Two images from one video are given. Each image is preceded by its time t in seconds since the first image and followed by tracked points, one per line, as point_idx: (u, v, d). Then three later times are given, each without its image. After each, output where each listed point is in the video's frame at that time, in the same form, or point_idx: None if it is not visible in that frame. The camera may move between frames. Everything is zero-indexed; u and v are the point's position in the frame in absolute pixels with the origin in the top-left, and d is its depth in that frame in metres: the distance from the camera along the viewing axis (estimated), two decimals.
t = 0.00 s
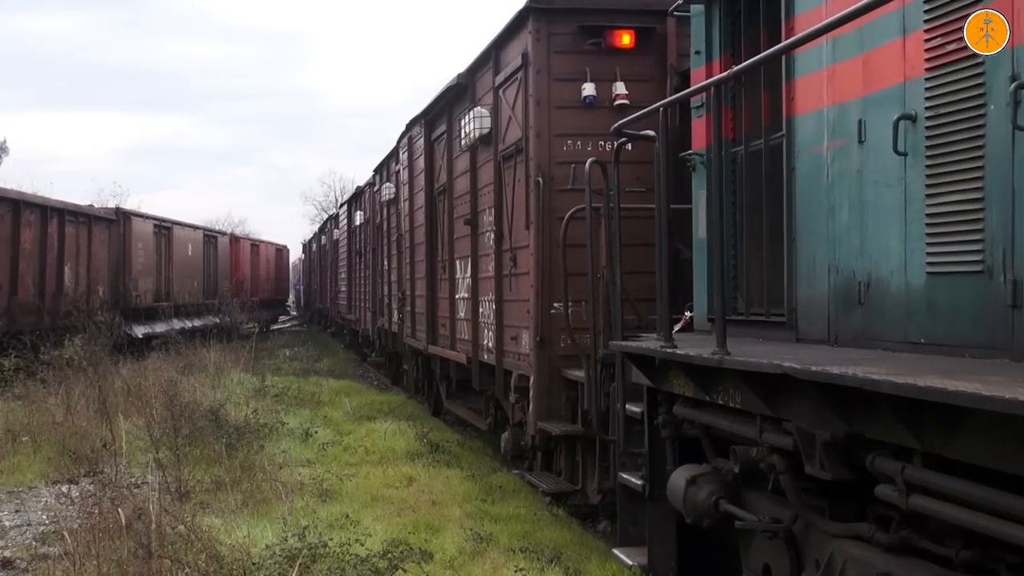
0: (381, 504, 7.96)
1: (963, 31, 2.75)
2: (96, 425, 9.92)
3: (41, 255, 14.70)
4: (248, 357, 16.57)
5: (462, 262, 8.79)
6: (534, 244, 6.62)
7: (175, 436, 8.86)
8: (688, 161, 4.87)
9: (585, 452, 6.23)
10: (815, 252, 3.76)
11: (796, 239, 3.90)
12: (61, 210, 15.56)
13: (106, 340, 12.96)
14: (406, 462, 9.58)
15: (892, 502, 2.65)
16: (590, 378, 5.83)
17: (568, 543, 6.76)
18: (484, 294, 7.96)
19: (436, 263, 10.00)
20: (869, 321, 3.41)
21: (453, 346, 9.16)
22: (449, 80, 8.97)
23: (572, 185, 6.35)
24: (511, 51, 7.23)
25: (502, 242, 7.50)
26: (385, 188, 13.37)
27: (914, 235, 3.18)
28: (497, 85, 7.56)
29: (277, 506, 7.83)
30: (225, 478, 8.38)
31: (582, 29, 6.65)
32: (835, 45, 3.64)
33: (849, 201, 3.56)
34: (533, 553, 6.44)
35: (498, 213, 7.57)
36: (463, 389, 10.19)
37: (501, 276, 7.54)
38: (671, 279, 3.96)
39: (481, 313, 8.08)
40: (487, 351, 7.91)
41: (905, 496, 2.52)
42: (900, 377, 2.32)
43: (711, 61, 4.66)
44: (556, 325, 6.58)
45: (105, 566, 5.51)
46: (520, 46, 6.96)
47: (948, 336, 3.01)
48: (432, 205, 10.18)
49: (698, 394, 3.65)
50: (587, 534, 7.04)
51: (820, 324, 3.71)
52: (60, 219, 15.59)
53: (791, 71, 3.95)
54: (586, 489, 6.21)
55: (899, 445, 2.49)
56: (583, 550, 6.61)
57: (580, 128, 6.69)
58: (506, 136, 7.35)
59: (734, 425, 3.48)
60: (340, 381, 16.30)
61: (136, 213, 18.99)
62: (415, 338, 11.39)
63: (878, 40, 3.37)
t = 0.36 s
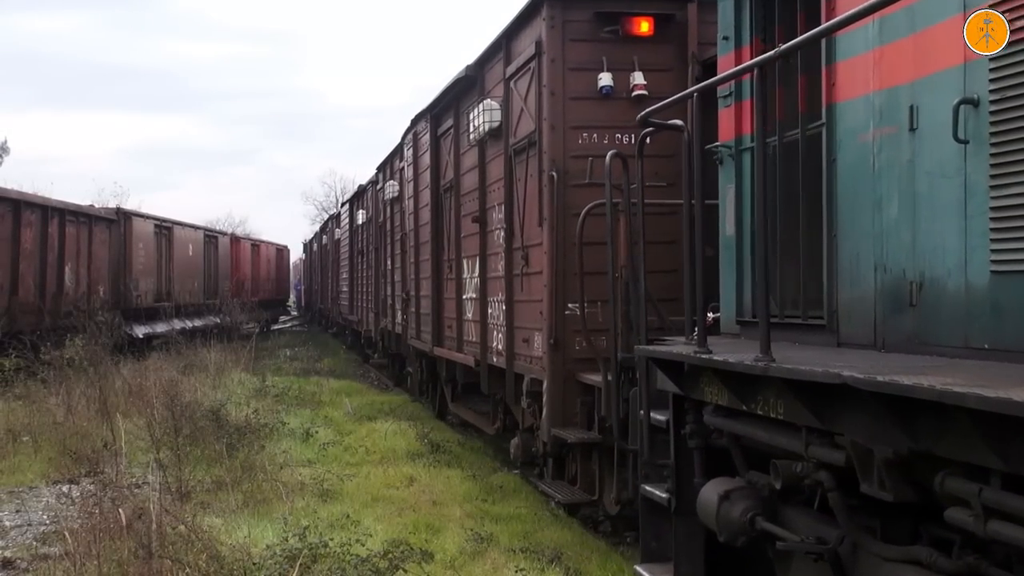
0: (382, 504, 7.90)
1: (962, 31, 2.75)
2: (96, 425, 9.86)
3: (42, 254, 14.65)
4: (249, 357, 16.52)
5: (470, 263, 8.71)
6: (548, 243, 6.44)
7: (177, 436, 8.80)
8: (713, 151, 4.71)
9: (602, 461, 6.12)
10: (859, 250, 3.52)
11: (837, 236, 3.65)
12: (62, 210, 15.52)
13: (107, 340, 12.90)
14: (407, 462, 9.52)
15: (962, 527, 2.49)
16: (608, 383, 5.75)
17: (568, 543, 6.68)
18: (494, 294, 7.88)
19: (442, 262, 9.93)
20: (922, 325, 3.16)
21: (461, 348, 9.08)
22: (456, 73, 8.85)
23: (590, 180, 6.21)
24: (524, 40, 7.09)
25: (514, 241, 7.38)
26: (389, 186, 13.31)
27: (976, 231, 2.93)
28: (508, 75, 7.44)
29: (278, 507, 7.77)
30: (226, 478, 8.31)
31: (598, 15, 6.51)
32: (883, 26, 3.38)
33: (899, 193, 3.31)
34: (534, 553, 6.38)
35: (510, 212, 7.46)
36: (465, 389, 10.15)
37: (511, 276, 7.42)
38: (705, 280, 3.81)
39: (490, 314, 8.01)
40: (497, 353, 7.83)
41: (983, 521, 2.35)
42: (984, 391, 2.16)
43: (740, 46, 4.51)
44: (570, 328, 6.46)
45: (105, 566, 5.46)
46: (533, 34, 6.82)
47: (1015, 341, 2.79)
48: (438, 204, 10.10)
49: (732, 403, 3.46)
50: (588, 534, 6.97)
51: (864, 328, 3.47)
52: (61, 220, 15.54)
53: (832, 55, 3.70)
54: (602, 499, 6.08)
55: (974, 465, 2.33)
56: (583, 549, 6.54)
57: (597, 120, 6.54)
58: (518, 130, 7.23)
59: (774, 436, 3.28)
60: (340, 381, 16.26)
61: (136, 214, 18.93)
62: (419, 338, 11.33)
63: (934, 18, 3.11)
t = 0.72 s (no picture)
0: (382, 504, 7.87)
1: (966, 31, 3.06)
2: (97, 425, 9.83)
3: (43, 254, 14.61)
4: (250, 358, 16.52)
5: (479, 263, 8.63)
6: (564, 241, 6.24)
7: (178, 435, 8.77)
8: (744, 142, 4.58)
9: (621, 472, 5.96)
10: (911, 246, 3.37)
11: (886, 232, 3.49)
12: (64, 210, 15.50)
13: (108, 340, 12.87)
14: (408, 462, 9.49)
15: None
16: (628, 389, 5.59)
17: (569, 543, 6.65)
18: (505, 295, 7.79)
19: (449, 260, 9.88)
20: (984, 329, 3.02)
21: (470, 350, 9.01)
22: (464, 65, 8.76)
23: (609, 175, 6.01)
24: (537, 29, 6.91)
25: (528, 240, 7.21)
26: (393, 183, 13.26)
27: None
28: (520, 66, 7.29)
29: (279, 507, 7.74)
30: (227, 478, 8.27)
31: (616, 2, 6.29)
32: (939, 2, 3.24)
33: (959, 184, 3.16)
34: (535, 553, 6.35)
35: (521, 210, 7.33)
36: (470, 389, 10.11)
37: (523, 278, 7.32)
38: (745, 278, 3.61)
39: (500, 315, 7.94)
40: (507, 356, 7.75)
41: None
42: None
43: (773, 30, 4.37)
44: (587, 330, 6.28)
45: (106, 566, 5.44)
46: (548, 22, 6.60)
47: None
48: (445, 202, 10.05)
49: (775, 414, 3.28)
50: (590, 533, 6.94)
51: (916, 331, 3.32)
52: (63, 220, 15.53)
53: (879, 37, 3.55)
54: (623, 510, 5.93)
55: None
56: (584, 549, 6.50)
57: (614, 110, 6.34)
58: (531, 123, 7.08)
59: (823, 450, 3.10)
60: (341, 381, 16.24)
61: (137, 213, 18.89)
62: (424, 338, 11.29)
63: None
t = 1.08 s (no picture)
0: (383, 504, 7.88)
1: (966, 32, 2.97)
2: (98, 425, 9.85)
3: (43, 254, 14.63)
4: (250, 357, 16.56)
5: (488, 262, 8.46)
6: (580, 238, 5.93)
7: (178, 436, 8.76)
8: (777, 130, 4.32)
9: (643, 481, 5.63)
10: (972, 243, 3.06)
11: (942, 228, 3.18)
12: (65, 210, 15.51)
13: (109, 341, 12.89)
14: (409, 462, 9.50)
15: None
16: (651, 394, 5.30)
17: (569, 543, 6.66)
18: (515, 295, 7.57)
19: (456, 259, 9.81)
20: None
21: (478, 352, 8.86)
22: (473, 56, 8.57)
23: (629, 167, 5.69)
24: (551, 17, 6.60)
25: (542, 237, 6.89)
26: (398, 181, 13.24)
27: None
28: (532, 56, 7.01)
29: (279, 507, 7.75)
30: (227, 478, 8.28)
31: None
32: None
33: None
34: (536, 553, 6.35)
35: (534, 206, 7.01)
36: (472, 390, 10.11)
37: (535, 276, 7.04)
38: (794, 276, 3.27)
39: (510, 316, 7.72)
40: (517, 359, 7.54)
41: None
42: None
43: (810, 13, 4.03)
44: (604, 331, 5.93)
45: (108, 567, 5.46)
46: (563, 9, 6.26)
47: None
48: (452, 201, 10.01)
49: (823, 426, 3.02)
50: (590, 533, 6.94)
51: (978, 337, 3.02)
52: (64, 220, 15.54)
53: (933, 14, 3.21)
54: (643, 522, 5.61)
55: None
56: (585, 549, 6.52)
57: (634, 101, 5.99)
58: (544, 115, 6.77)
59: (880, 467, 2.84)
60: (341, 381, 16.25)
61: (138, 213, 18.90)
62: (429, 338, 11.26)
63: None
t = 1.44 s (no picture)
0: (383, 504, 7.86)
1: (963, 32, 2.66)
2: (99, 425, 9.83)
3: (44, 254, 14.61)
4: (251, 356, 16.57)
5: (498, 260, 8.33)
6: (598, 236, 5.72)
7: (179, 436, 8.74)
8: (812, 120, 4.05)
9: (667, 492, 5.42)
10: None
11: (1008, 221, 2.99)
12: (65, 210, 15.50)
13: (109, 341, 12.87)
14: (409, 463, 9.48)
15: None
16: (676, 400, 5.03)
17: (569, 543, 6.64)
18: (527, 295, 7.42)
19: (463, 257, 9.75)
20: None
21: (488, 354, 8.73)
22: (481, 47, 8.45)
23: (652, 160, 5.49)
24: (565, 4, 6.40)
25: (558, 235, 6.65)
26: (401, 179, 13.20)
27: None
28: (546, 46, 6.81)
29: (280, 507, 7.73)
30: (228, 478, 8.26)
31: None
32: None
33: None
34: (536, 553, 6.33)
35: (547, 203, 6.80)
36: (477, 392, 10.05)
37: (549, 276, 6.82)
38: (851, 276, 3.03)
39: (522, 317, 7.57)
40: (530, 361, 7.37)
41: None
42: None
43: None
44: (624, 333, 5.71)
45: (109, 567, 5.44)
46: None
47: None
48: (458, 198, 9.94)
49: (881, 440, 2.80)
50: (590, 533, 6.92)
51: None
52: (64, 220, 15.52)
53: None
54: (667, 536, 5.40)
55: None
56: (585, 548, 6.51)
57: (653, 91, 5.80)
58: (559, 107, 6.58)
59: (949, 487, 2.62)
60: (341, 381, 16.23)
61: (138, 213, 18.89)
62: (434, 339, 11.22)
63: None
